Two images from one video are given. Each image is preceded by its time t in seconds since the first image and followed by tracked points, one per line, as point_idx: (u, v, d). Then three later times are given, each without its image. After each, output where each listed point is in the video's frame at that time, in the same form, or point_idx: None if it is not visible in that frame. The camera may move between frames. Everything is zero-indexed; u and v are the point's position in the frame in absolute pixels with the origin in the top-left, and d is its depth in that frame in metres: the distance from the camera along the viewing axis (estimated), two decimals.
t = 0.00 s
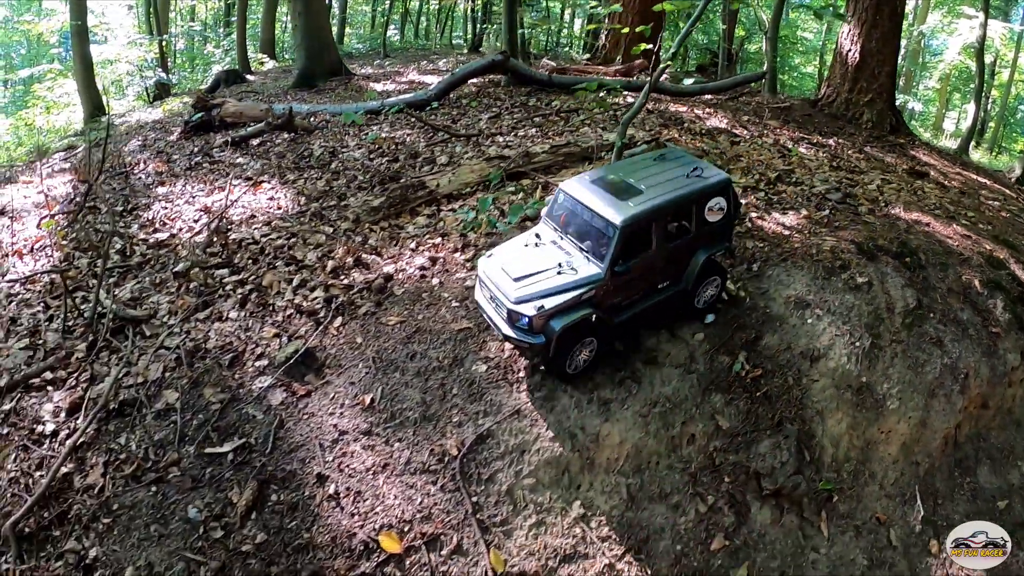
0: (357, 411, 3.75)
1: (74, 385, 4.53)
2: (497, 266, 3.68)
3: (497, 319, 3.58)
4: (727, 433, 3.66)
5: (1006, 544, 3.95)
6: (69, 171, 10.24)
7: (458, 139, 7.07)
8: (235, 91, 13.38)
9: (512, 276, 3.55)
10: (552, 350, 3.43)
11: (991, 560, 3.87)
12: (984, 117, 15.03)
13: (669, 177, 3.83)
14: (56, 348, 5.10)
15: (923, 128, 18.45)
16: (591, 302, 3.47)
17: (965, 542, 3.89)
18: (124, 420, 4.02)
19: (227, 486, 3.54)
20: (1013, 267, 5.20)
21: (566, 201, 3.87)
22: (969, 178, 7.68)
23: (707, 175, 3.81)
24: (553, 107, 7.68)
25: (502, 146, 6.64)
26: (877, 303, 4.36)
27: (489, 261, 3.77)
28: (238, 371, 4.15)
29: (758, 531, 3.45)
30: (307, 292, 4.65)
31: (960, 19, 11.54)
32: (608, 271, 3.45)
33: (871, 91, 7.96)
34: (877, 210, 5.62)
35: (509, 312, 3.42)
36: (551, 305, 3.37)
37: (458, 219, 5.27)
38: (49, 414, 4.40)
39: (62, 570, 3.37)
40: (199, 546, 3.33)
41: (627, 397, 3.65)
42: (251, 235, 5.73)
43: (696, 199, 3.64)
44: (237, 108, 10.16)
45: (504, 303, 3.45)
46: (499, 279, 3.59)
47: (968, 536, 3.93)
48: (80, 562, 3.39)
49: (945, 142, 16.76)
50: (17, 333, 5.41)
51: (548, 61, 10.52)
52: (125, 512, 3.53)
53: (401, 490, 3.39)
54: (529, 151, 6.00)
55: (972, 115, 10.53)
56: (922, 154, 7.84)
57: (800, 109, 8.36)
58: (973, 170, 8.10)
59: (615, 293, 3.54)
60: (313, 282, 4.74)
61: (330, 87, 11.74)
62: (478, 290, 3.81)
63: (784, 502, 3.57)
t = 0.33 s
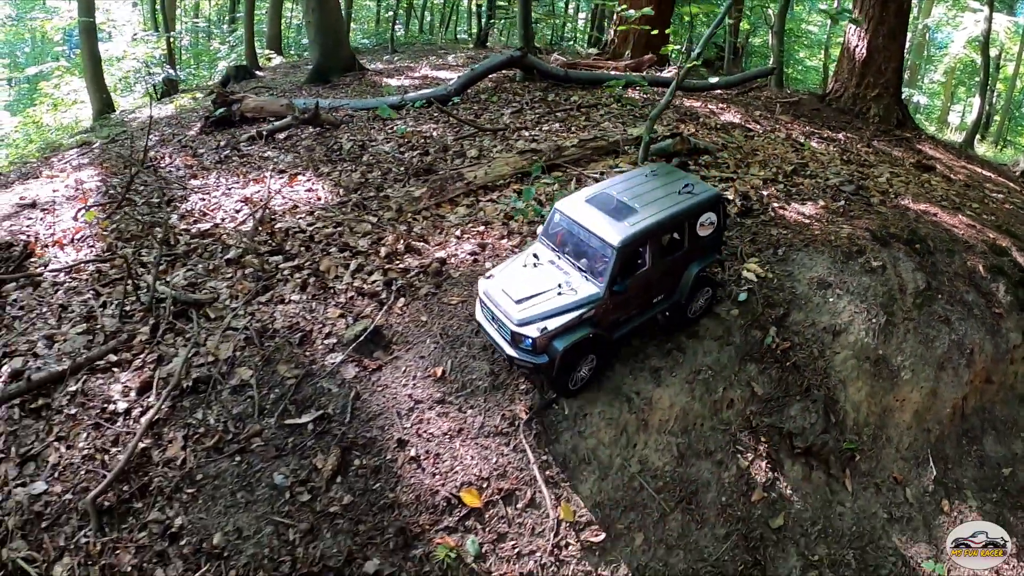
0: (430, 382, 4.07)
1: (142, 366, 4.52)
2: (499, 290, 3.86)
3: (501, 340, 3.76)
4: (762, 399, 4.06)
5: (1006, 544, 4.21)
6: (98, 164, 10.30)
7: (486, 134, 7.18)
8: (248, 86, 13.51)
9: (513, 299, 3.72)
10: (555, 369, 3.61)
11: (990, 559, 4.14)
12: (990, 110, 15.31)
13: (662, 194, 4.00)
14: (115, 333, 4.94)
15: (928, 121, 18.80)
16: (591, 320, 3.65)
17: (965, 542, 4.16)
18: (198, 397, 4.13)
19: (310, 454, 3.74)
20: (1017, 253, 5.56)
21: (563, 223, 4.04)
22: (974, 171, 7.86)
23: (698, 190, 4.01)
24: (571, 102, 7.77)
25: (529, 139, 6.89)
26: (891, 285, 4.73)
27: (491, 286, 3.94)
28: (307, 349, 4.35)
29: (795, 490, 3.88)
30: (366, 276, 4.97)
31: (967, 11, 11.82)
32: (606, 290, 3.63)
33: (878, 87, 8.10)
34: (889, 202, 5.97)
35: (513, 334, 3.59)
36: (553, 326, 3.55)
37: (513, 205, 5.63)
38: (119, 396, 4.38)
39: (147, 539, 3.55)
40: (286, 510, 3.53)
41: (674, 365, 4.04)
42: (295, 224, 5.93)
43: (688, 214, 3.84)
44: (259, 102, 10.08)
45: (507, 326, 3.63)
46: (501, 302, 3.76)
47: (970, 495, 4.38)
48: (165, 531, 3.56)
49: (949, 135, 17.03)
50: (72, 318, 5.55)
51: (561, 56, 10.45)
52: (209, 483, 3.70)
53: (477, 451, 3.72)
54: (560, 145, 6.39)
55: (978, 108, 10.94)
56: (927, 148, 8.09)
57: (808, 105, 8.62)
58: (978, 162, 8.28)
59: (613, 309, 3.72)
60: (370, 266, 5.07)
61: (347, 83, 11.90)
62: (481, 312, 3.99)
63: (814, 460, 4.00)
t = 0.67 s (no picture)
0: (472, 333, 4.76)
1: (210, 326, 5.13)
2: (474, 304, 4.19)
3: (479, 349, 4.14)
4: (752, 349, 4.77)
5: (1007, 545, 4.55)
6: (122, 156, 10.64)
7: (500, 128, 7.77)
8: (262, 83, 13.90)
9: (490, 314, 4.09)
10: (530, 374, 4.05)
11: (990, 559, 4.48)
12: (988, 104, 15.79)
13: (622, 208, 4.37)
14: (178, 301, 5.53)
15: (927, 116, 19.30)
16: (560, 329, 4.08)
17: (966, 543, 4.52)
18: (266, 350, 4.73)
19: (373, 392, 4.40)
20: (988, 233, 6.04)
21: (530, 237, 4.38)
22: (964, 162, 7.90)
23: (653, 202, 4.38)
24: (579, 98, 8.42)
25: (540, 133, 7.48)
26: (865, 257, 5.41)
27: (466, 299, 4.27)
28: (362, 310, 5.00)
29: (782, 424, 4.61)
30: (408, 250, 5.63)
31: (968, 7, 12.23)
32: (572, 303, 4.04)
33: (872, 82, 8.31)
34: (869, 188, 6.51)
35: (491, 347, 3.98)
36: (529, 338, 3.95)
37: (534, 189, 6.33)
38: (192, 351, 5.00)
39: (228, 468, 4.13)
40: (353, 438, 4.16)
41: (677, 319, 4.77)
42: (333, 209, 6.50)
43: (645, 227, 4.23)
44: (276, 99, 10.32)
45: (486, 340, 4.00)
46: (477, 315, 4.11)
47: (935, 438, 5.02)
48: (245, 461, 4.15)
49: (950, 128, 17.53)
50: (130, 292, 6.06)
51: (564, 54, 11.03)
52: (285, 419, 4.30)
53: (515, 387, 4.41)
54: (571, 139, 7.05)
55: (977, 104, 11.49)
56: (919, 141, 8.17)
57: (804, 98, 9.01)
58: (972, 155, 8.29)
59: (580, 316, 4.15)
60: (409, 243, 5.73)
61: (356, 80, 12.04)
62: (460, 326, 4.34)
63: (796, 400, 4.68)
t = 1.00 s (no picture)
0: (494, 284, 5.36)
1: (255, 284, 5.61)
2: (454, 302, 4.51)
3: (462, 342, 4.47)
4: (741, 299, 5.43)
5: (1007, 545, 4.69)
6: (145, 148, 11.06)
7: (509, 117, 8.10)
8: (271, 80, 14.22)
9: (471, 310, 4.42)
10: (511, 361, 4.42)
11: (990, 559, 4.61)
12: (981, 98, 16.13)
13: (581, 201, 4.77)
14: (222, 265, 6.05)
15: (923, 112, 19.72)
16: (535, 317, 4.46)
17: (966, 543, 4.67)
18: (310, 302, 5.31)
19: (408, 332, 5.02)
20: (962, 207, 6.59)
21: (500, 235, 4.72)
22: (954, 151, 8.27)
23: (610, 193, 4.81)
24: (582, 90, 8.92)
25: (546, 121, 7.80)
26: (842, 223, 6.05)
27: (445, 298, 4.59)
28: (394, 268, 5.56)
29: (768, 365, 5.20)
30: (431, 219, 6.13)
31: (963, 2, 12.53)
32: (545, 293, 4.43)
33: (865, 75, 8.63)
34: (849, 166, 6.98)
35: (475, 340, 4.31)
36: (509, 329, 4.33)
37: (544, 166, 6.77)
38: (241, 305, 5.49)
39: (280, 399, 4.72)
40: (391, 371, 4.78)
41: (674, 274, 5.45)
42: (357, 186, 6.95)
43: (605, 218, 4.65)
44: (289, 93, 10.66)
45: (470, 334, 4.31)
46: (459, 313, 4.44)
47: (910, 386, 5.56)
48: (295, 392, 4.73)
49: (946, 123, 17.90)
50: (172, 260, 6.36)
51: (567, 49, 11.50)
52: (329, 355, 4.90)
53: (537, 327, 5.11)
54: (575, 126, 7.44)
55: (974, 99, 11.71)
56: (911, 133, 8.43)
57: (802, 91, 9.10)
58: (960, 145, 8.67)
59: (553, 304, 4.56)
60: (433, 213, 6.23)
61: (364, 75, 12.40)
62: (441, 322, 4.64)
63: (780, 344, 5.33)
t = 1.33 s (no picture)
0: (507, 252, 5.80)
1: (285, 256, 6.02)
2: (436, 308, 4.63)
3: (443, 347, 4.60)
4: (732, 267, 5.96)
5: (1006, 545, 5.07)
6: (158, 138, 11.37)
7: (516, 106, 8.55)
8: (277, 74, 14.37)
9: (450, 315, 4.54)
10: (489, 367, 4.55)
11: (990, 558, 4.99)
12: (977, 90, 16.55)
13: (562, 216, 4.83)
14: (251, 240, 6.46)
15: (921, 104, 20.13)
16: (514, 326, 4.58)
17: (966, 543, 5.03)
18: (338, 270, 5.76)
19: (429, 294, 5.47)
20: (947, 187, 7.07)
21: (483, 243, 4.81)
22: (950, 139, 8.68)
23: (593, 208, 4.89)
24: (585, 80, 9.37)
25: (551, 110, 8.24)
26: (828, 199, 6.53)
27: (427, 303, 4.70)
28: (415, 241, 5.99)
29: (759, 326, 5.73)
30: (446, 197, 6.55)
31: None
32: (524, 304, 4.54)
33: (862, 65, 9.06)
34: (839, 148, 7.47)
35: (455, 347, 4.45)
36: (488, 337, 4.46)
37: (550, 150, 7.17)
38: (273, 275, 5.89)
39: (314, 354, 5.19)
40: (415, 328, 5.25)
41: (673, 243, 5.88)
42: (373, 170, 7.33)
43: (587, 232, 4.75)
44: (299, 85, 10.82)
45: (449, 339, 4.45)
46: (440, 319, 4.57)
47: (895, 350, 6.22)
48: (328, 348, 5.20)
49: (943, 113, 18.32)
50: (202, 237, 6.76)
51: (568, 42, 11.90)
52: (358, 315, 5.37)
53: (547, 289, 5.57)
54: (578, 113, 7.89)
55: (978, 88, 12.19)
56: (905, 121, 8.88)
57: (800, 83, 9.53)
58: (958, 132, 9.05)
59: (529, 314, 4.66)
60: (448, 192, 6.64)
61: (370, 67, 12.72)
62: (419, 324, 4.76)
63: (769, 308, 5.88)
